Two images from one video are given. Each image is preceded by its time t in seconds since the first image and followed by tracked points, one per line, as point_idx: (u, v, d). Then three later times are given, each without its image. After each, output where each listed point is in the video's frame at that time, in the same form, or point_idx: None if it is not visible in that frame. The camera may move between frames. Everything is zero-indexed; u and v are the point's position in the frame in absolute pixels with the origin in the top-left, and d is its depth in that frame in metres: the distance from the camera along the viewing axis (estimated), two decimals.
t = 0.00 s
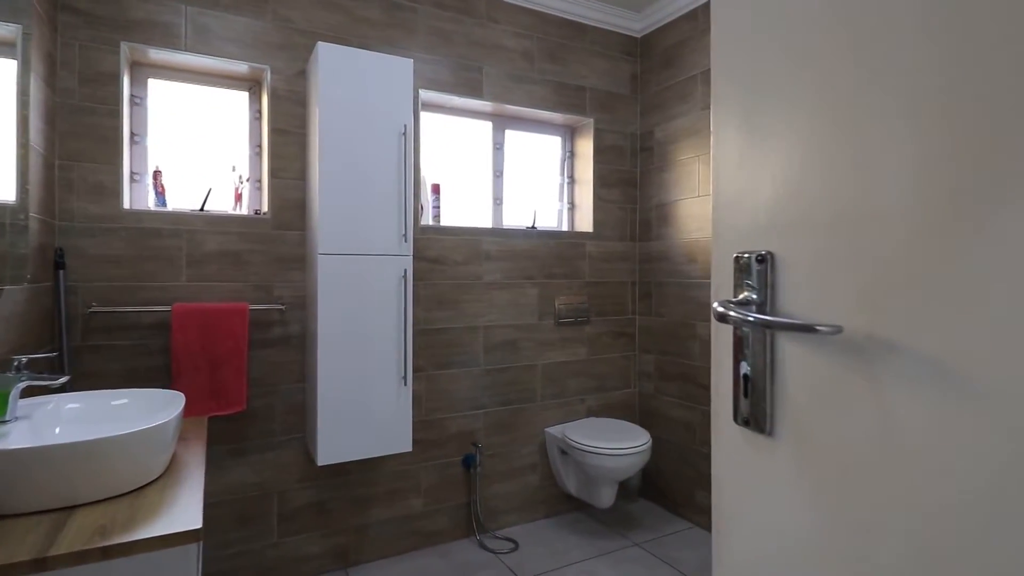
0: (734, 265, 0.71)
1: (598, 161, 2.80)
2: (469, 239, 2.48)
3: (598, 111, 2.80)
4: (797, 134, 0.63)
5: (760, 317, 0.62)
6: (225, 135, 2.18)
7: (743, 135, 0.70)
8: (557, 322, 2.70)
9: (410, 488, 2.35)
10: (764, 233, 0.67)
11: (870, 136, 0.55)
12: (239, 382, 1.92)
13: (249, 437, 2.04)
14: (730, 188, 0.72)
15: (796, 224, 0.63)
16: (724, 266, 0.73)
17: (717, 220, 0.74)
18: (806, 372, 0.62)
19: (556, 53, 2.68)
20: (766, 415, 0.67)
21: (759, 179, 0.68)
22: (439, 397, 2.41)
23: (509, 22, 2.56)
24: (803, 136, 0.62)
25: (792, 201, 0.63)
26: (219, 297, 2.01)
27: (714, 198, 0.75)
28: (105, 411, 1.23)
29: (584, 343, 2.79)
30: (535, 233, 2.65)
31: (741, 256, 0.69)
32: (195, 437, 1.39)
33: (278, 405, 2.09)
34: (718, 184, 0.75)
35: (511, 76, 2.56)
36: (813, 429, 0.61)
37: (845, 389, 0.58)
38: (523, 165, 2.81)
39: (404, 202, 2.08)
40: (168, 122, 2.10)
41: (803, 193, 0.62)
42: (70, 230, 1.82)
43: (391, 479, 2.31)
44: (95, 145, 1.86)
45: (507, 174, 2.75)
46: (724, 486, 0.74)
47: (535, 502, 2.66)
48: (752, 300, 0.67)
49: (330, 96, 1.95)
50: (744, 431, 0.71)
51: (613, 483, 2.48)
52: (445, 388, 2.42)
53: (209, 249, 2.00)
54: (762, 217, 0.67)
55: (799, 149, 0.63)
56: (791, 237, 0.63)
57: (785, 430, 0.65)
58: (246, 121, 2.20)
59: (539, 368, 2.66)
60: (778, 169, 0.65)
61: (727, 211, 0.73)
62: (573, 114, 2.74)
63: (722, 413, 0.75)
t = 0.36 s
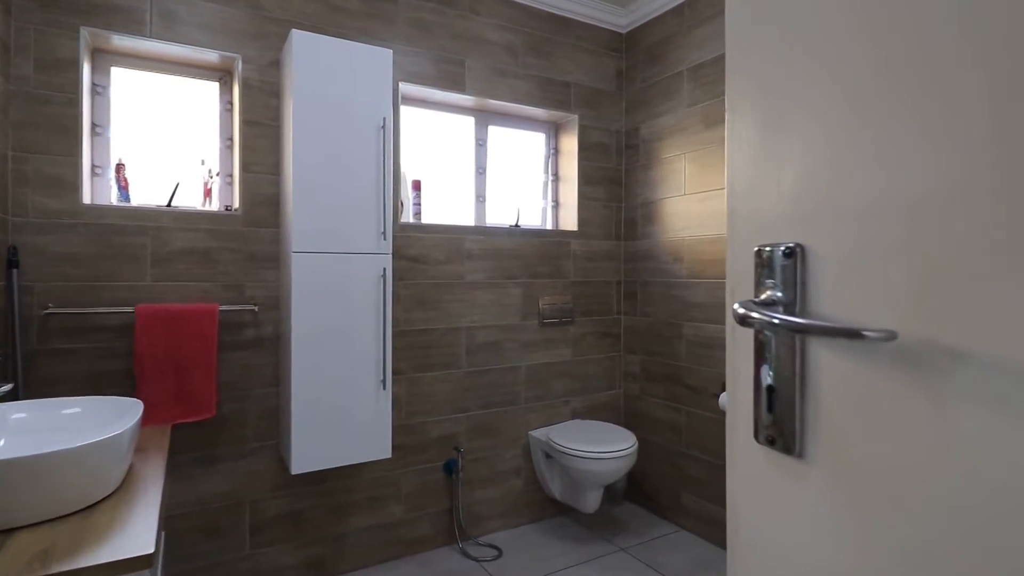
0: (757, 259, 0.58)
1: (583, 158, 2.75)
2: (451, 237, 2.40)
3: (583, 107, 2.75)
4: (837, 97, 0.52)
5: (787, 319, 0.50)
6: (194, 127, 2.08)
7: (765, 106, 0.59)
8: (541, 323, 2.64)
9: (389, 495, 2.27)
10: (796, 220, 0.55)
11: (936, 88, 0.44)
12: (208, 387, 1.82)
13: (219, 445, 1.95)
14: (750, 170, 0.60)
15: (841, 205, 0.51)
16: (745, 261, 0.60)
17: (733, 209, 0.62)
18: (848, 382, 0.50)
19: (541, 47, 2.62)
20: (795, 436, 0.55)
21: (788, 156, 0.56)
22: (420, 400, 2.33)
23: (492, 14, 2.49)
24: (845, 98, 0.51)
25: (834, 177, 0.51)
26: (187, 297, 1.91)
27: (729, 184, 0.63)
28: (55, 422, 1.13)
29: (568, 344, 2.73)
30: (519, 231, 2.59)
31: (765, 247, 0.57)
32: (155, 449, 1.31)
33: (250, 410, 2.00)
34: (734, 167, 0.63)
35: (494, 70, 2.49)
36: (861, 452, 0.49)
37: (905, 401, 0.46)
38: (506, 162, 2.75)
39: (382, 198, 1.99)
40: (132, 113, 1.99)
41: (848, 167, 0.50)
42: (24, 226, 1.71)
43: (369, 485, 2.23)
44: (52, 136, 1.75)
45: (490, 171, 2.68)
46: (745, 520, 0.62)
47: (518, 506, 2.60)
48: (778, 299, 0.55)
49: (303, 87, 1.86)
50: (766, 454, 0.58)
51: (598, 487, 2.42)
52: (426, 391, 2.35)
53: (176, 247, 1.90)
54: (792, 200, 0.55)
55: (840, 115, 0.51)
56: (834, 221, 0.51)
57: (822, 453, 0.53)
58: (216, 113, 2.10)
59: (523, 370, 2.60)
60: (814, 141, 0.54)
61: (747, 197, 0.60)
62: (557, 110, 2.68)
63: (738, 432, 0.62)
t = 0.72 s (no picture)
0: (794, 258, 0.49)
1: (568, 156, 2.70)
2: (433, 236, 2.33)
3: (568, 104, 2.70)
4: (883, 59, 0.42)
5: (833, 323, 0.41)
6: (163, 120, 1.98)
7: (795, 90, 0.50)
8: (525, 324, 2.58)
9: (369, 502, 2.20)
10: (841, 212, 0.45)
11: (1015, 31, 0.34)
12: (177, 393, 1.73)
13: (188, 454, 1.85)
14: (785, 162, 0.51)
15: (894, 187, 0.41)
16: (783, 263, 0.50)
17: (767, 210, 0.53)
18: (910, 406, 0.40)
19: (525, 42, 2.56)
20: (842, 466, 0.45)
21: (830, 140, 0.46)
22: (401, 404, 2.26)
23: (476, 7, 2.43)
24: (896, 52, 0.41)
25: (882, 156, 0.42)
26: (156, 298, 1.82)
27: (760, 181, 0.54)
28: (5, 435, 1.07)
29: (553, 346, 2.68)
30: (503, 230, 2.53)
31: (802, 244, 0.48)
32: (114, 468, 1.23)
33: (222, 417, 1.91)
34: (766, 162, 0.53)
35: (477, 65, 2.43)
36: (930, 490, 0.39)
37: (985, 430, 0.35)
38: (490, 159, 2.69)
39: (362, 196, 1.91)
40: (96, 104, 1.88)
41: (901, 141, 0.40)
42: None
43: (348, 493, 2.15)
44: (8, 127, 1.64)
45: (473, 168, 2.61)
46: (784, 566, 0.52)
47: (502, 512, 2.54)
48: (821, 302, 0.45)
49: (278, 79, 1.78)
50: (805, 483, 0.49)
51: (584, 491, 2.37)
52: (407, 394, 2.28)
53: (143, 245, 1.80)
54: (835, 191, 0.46)
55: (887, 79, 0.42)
56: (888, 208, 0.41)
57: (876, 486, 0.42)
58: (186, 105, 2.00)
59: (507, 372, 2.54)
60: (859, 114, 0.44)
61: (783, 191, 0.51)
62: (542, 107, 2.63)
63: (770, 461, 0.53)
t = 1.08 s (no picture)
0: (880, 246, 0.34)
1: (554, 152, 2.65)
2: (417, 233, 2.26)
3: (555, 99, 2.64)
4: None
5: (945, 320, 0.29)
6: (131, 110, 1.87)
7: (885, 13, 0.35)
8: (511, 324, 2.52)
9: (350, 510, 2.11)
10: (954, 185, 0.30)
11: None
12: (145, 399, 1.63)
13: (157, 463, 1.75)
14: (856, 123, 0.36)
15: None
16: (861, 247, 0.36)
17: (832, 179, 0.38)
18: None
19: (512, 35, 2.50)
20: (949, 492, 0.31)
21: (918, 68, 0.32)
22: (384, 408, 2.18)
23: None
24: None
25: None
26: (122, 299, 1.71)
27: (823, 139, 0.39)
28: None
29: (540, 346, 2.62)
30: (490, 227, 2.46)
31: (889, 225, 0.34)
32: (70, 481, 1.14)
33: (194, 423, 1.81)
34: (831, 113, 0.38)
35: (463, 58, 2.36)
36: None
37: None
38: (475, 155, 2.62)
39: (343, 191, 1.83)
40: (58, 91, 1.77)
41: None
42: None
43: (328, 501, 2.06)
44: None
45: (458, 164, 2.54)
46: None
47: (489, 517, 2.47)
48: (918, 295, 0.32)
49: (253, 66, 1.69)
50: (893, 515, 0.34)
51: (573, 495, 2.31)
52: (390, 398, 2.19)
53: (108, 242, 1.70)
54: (945, 157, 0.31)
55: None
56: None
57: None
58: (155, 94, 1.89)
59: (493, 373, 2.48)
60: (961, 23, 0.30)
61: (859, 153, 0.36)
62: (528, 102, 2.57)
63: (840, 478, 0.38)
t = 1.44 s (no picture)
0: (992, 237, 0.25)
1: (539, 150, 2.59)
2: (399, 231, 2.18)
3: (540, 96, 2.59)
4: None
5: None
6: (93, 99, 1.76)
7: None
8: (496, 325, 2.46)
9: (329, 520, 2.03)
10: None
11: None
12: (107, 408, 1.53)
13: (121, 474, 1.65)
14: (945, 76, 0.27)
15: None
16: (962, 238, 0.27)
17: (921, 150, 0.28)
18: None
19: (496, 29, 2.44)
20: None
21: None
22: (364, 412, 2.10)
23: None
24: None
25: None
26: (84, 300, 1.61)
27: (906, 98, 0.29)
28: None
29: (525, 347, 2.57)
30: (474, 226, 2.39)
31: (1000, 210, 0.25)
32: (19, 504, 1.04)
33: (162, 432, 1.71)
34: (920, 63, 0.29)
35: (446, 51, 2.29)
36: None
37: None
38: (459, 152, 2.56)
39: (321, 187, 1.75)
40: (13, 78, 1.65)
41: None
42: None
43: (305, 510, 1.98)
44: None
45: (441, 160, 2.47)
46: None
47: (472, 523, 2.41)
48: None
49: (225, 54, 1.59)
50: None
51: (559, 500, 2.26)
52: (371, 402, 2.12)
53: (68, 239, 1.59)
54: None
55: None
56: None
57: None
58: (120, 83, 1.78)
59: (477, 375, 2.41)
60: None
61: (961, 110, 0.27)
62: (512, 98, 2.51)
63: (934, 431, 0.28)
